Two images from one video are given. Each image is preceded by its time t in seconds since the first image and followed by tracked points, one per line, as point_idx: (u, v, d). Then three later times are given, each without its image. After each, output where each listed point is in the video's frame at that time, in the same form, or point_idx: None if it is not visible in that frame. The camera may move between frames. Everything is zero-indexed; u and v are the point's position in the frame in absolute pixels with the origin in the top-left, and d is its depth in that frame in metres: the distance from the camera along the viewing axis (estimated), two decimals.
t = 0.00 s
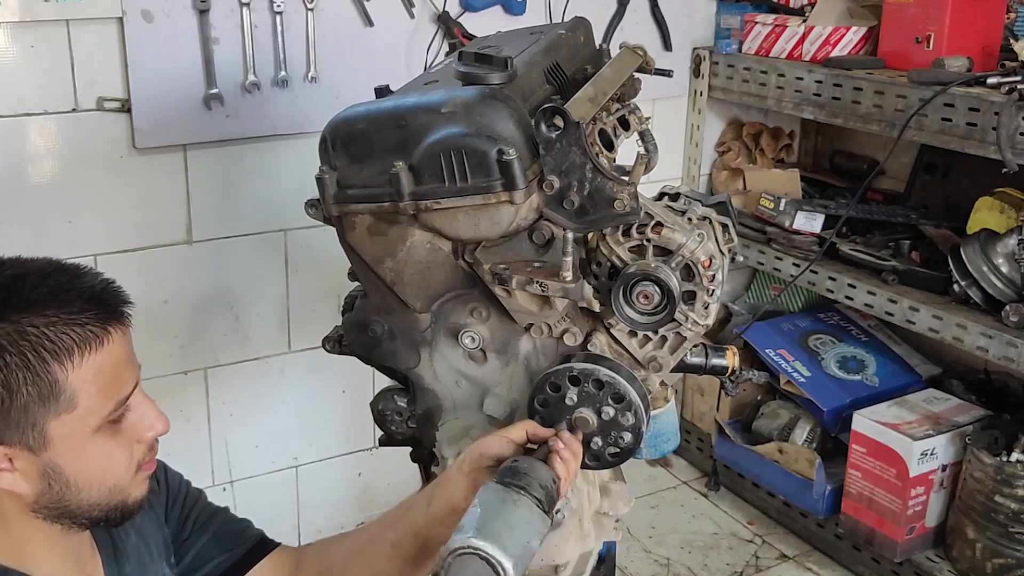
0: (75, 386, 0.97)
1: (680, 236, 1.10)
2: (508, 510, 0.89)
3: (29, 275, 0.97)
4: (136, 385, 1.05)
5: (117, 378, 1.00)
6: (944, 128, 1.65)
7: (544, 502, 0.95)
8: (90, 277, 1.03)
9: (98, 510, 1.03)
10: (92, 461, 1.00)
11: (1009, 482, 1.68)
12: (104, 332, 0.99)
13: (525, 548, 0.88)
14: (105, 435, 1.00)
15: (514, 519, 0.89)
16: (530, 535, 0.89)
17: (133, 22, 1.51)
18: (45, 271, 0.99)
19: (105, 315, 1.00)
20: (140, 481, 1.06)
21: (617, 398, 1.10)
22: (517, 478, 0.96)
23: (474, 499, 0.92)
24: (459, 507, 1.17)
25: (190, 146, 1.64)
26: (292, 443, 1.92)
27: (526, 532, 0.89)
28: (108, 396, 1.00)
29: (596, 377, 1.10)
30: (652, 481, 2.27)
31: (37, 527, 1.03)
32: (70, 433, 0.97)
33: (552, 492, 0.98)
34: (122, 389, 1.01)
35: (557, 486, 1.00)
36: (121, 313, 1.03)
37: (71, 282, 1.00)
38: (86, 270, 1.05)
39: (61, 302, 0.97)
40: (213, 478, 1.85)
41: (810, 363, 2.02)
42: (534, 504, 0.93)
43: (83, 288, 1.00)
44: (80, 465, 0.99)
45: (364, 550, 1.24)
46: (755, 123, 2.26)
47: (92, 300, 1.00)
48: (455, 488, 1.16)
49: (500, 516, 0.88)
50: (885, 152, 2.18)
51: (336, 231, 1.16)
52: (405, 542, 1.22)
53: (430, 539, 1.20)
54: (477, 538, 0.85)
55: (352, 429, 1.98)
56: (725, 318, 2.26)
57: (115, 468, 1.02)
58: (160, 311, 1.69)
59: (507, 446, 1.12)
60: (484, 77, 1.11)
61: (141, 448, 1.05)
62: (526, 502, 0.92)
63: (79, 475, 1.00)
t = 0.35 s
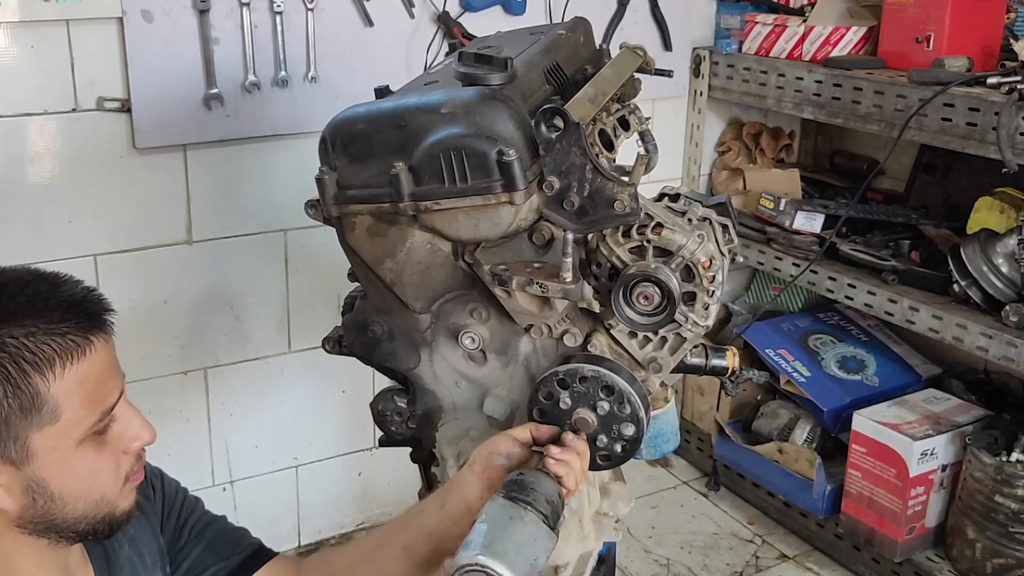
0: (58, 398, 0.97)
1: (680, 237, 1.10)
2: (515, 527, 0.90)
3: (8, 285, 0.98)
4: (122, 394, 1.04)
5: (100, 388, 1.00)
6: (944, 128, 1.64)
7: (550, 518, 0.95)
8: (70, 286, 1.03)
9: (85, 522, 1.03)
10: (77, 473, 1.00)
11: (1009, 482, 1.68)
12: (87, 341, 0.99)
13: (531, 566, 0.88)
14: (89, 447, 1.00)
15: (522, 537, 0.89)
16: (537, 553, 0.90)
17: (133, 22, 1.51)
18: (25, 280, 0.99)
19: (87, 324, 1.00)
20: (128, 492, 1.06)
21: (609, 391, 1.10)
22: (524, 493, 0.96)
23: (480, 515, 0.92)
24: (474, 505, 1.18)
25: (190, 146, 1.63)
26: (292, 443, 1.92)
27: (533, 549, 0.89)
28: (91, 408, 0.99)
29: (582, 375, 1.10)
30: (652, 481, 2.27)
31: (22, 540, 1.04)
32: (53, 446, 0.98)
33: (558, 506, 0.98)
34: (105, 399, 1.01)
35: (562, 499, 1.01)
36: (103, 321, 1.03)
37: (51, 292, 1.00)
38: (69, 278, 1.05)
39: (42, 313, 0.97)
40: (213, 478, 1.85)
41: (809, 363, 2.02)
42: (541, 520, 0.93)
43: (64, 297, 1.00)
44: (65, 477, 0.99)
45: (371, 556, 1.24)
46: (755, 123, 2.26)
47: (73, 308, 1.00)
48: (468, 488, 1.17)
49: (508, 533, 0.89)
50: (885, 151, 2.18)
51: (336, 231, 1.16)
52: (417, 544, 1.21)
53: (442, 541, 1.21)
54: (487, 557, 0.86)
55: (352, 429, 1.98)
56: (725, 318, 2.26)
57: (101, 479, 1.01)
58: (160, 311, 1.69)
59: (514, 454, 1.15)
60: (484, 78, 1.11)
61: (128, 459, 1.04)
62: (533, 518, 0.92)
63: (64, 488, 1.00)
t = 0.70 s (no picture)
0: (113, 374, 0.97)
1: (680, 236, 1.10)
2: (510, 482, 0.89)
3: (70, 265, 0.99)
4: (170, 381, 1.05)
5: (153, 370, 1.01)
6: (944, 128, 1.64)
7: (548, 472, 0.94)
8: (130, 270, 1.05)
9: (126, 506, 1.03)
10: (125, 453, 1.00)
11: (1009, 482, 1.68)
12: (142, 323, 1.00)
13: (530, 519, 0.87)
14: (139, 428, 1.01)
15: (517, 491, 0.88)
16: (534, 506, 0.89)
17: (133, 22, 1.51)
18: (87, 262, 1.01)
19: (143, 307, 1.01)
20: (169, 480, 1.06)
21: (612, 394, 1.10)
22: (519, 451, 0.96)
23: (476, 474, 0.91)
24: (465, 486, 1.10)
25: (190, 146, 1.64)
26: (292, 443, 1.92)
27: (531, 502, 0.88)
28: (143, 389, 1.00)
29: (589, 376, 1.11)
30: (652, 481, 2.27)
31: (67, 521, 1.02)
32: (104, 423, 0.98)
33: (557, 462, 0.97)
34: (157, 382, 1.02)
35: (560, 454, 1.00)
36: (159, 307, 1.04)
37: (111, 274, 1.02)
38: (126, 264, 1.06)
39: (99, 292, 0.98)
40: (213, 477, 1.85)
41: (809, 363, 2.02)
42: (536, 475, 0.92)
43: (123, 280, 1.02)
44: (112, 455, 0.99)
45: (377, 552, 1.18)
46: (755, 123, 2.26)
47: (131, 292, 1.01)
48: (459, 470, 1.11)
49: (501, 489, 0.88)
50: (885, 151, 2.18)
51: (336, 231, 1.16)
52: (415, 531, 1.15)
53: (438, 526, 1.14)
54: (480, 511, 0.85)
55: (352, 429, 1.98)
56: (725, 318, 2.26)
57: (145, 463, 1.02)
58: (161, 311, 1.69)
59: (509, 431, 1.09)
60: (484, 78, 1.11)
61: (173, 447, 1.05)
62: (528, 473, 0.91)
63: (111, 466, 1.00)
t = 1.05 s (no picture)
0: (93, 379, 0.97)
1: (680, 236, 1.11)
2: (513, 508, 0.90)
3: (52, 268, 0.99)
4: (155, 385, 1.05)
5: (135, 373, 1.01)
6: (944, 128, 1.64)
7: (549, 503, 0.95)
8: (112, 274, 1.05)
9: (109, 512, 1.03)
10: (105, 458, 1.00)
11: (1009, 482, 1.68)
12: (124, 327, 1.00)
13: (531, 546, 0.88)
14: (119, 434, 1.00)
15: (520, 518, 0.89)
16: (536, 534, 0.89)
17: (133, 22, 1.51)
18: (69, 265, 1.01)
19: (125, 310, 1.01)
20: (151, 486, 1.05)
21: (600, 386, 1.10)
22: (522, 480, 0.96)
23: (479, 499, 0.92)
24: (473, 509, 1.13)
25: (190, 146, 1.64)
26: (292, 443, 1.92)
27: (533, 530, 0.89)
28: (124, 393, 1.00)
29: (574, 374, 1.11)
30: (652, 481, 2.26)
31: (49, 526, 1.03)
32: (84, 427, 0.97)
33: (559, 495, 0.98)
34: (139, 387, 1.01)
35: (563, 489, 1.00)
36: (141, 310, 1.04)
37: (93, 276, 1.01)
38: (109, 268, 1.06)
39: (80, 296, 0.98)
40: (213, 478, 1.85)
41: (809, 363, 2.02)
42: (539, 504, 0.93)
43: (105, 283, 1.02)
44: (92, 460, 0.99)
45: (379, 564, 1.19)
46: (755, 123, 2.26)
47: (113, 295, 1.01)
48: (467, 490, 1.13)
49: (505, 513, 0.89)
50: (886, 151, 2.18)
51: (336, 231, 1.16)
52: (418, 548, 1.17)
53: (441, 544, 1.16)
54: (482, 534, 0.86)
55: (352, 429, 1.98)
56: (725, 318, 2.26)
57: (127, 469, 1.01)
58: (160, 311, 1.69)
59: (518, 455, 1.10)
60: (484, 78, 1.11)
61: (156, 451, 1.04)
62: (530, 502, 0.92)
63: (92, 472, 0.99)
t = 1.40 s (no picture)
0: (80, 391, 0.97)
1: (681, 237, 1.10)
2: (533, 544, 0.89)
3: (32, 277, 0.98)
4: (143, 393, 1.04)
5: (122, 384, 1.00)
6: (944, 128, 1.64)
7: (568, 530, 0.95)
8: (95, 281, 1.04)
9: (100, 522, 1.03)
10: (95, 470, 1.00)
11: (1009, 481, 1.68)
12: (108, 337, 0.99)
13: None
14: (108, 445, 1.00)
15: (541, 553, 0.89)
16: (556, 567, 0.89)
17: (133, 22, 1.51)
18: (50, 274, 1.00)
19: (110, 319, 1.00)
20: (144, 495, 1.05)
21: (600, 386, 1.10)
22: (542, 506, 0.96)
23: (499, 532, 0.91)
24: (486, 516, 1.17)
25: (190, 146, 1.63)
26: (292, 443, 1.92)
27: (554, 566, 0.89)
28: (111, 404, 1.00)
29: (553, 381, 1.12)
30: (652, 481, 2.27)
31: (39, 539, 1.04)
32: (71, 439, 0.98)
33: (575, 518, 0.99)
34: (126, 397, 1.01)
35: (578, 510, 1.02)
36: (126, 317, 1.03)
37: (75, 284, 1.01)
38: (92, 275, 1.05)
39: (63, 306, 0.97)
40: (213, 478, 1.85)
41: (809, 363, 2.02)
42: (560, 535, 0.92)
43: (88, 291, 1.01)
44: (81, 473, 0.99)
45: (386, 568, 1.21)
46: (755, 123, 2.26)
47: (97, 304, 1.00)
48: (480, 498, 1.18)
49: (526, 550, 0.88)
50: (885, 151, 2.18)
51: (337, 232, 1.16)
52: (431, 557, 1.19)
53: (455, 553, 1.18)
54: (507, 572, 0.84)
55: (352, 429, 1.98)
56: (725, 318, 2.26)
57: (117, 479, 1.01)
58: (160, 311, 1.69)
59: (526, 464, 1.17)
60: (485, 78, 1.11)
61: (147, 460, 1.04)
62: (552, 534, 0.92)
63: (82, 484, 1.00)
